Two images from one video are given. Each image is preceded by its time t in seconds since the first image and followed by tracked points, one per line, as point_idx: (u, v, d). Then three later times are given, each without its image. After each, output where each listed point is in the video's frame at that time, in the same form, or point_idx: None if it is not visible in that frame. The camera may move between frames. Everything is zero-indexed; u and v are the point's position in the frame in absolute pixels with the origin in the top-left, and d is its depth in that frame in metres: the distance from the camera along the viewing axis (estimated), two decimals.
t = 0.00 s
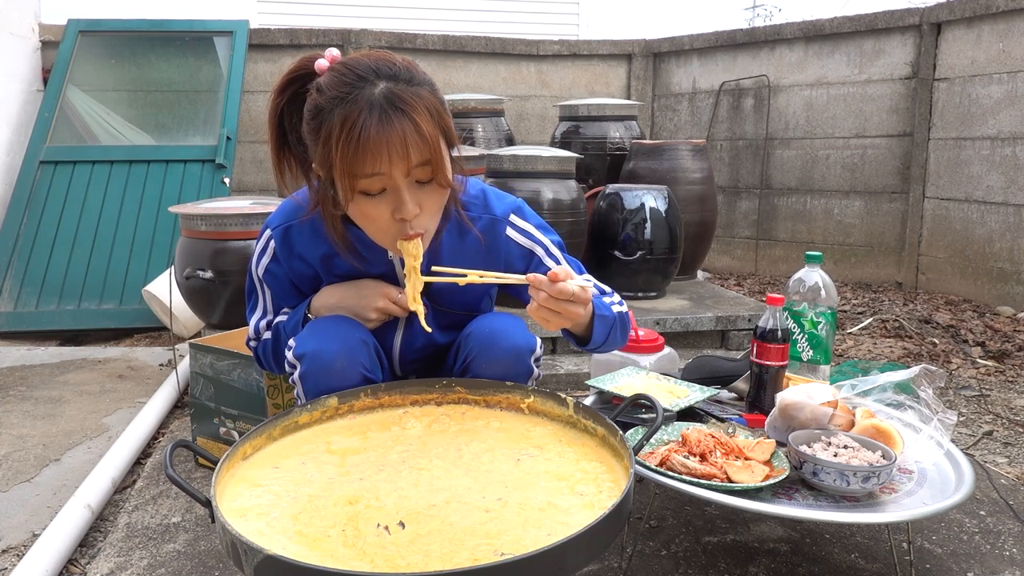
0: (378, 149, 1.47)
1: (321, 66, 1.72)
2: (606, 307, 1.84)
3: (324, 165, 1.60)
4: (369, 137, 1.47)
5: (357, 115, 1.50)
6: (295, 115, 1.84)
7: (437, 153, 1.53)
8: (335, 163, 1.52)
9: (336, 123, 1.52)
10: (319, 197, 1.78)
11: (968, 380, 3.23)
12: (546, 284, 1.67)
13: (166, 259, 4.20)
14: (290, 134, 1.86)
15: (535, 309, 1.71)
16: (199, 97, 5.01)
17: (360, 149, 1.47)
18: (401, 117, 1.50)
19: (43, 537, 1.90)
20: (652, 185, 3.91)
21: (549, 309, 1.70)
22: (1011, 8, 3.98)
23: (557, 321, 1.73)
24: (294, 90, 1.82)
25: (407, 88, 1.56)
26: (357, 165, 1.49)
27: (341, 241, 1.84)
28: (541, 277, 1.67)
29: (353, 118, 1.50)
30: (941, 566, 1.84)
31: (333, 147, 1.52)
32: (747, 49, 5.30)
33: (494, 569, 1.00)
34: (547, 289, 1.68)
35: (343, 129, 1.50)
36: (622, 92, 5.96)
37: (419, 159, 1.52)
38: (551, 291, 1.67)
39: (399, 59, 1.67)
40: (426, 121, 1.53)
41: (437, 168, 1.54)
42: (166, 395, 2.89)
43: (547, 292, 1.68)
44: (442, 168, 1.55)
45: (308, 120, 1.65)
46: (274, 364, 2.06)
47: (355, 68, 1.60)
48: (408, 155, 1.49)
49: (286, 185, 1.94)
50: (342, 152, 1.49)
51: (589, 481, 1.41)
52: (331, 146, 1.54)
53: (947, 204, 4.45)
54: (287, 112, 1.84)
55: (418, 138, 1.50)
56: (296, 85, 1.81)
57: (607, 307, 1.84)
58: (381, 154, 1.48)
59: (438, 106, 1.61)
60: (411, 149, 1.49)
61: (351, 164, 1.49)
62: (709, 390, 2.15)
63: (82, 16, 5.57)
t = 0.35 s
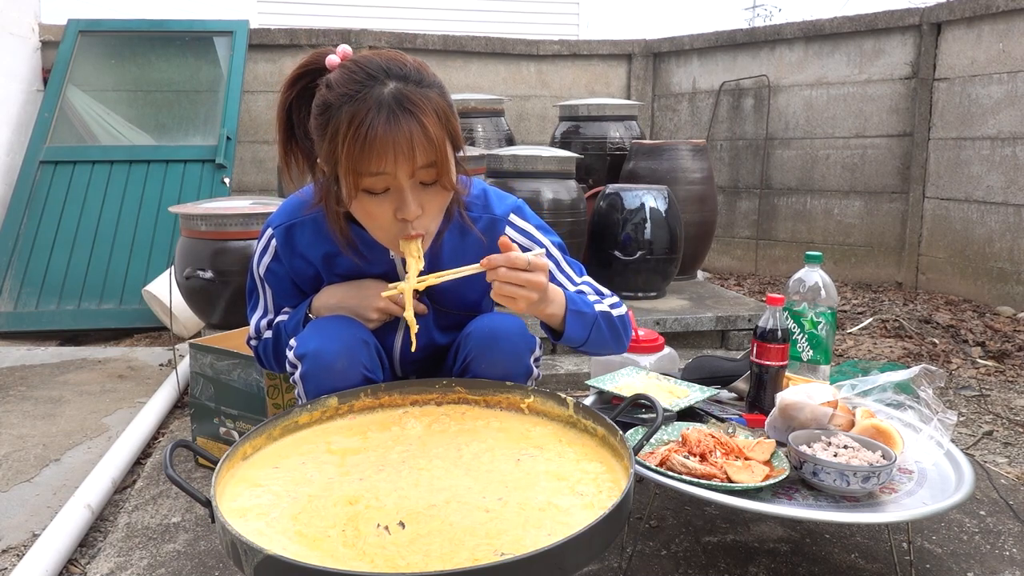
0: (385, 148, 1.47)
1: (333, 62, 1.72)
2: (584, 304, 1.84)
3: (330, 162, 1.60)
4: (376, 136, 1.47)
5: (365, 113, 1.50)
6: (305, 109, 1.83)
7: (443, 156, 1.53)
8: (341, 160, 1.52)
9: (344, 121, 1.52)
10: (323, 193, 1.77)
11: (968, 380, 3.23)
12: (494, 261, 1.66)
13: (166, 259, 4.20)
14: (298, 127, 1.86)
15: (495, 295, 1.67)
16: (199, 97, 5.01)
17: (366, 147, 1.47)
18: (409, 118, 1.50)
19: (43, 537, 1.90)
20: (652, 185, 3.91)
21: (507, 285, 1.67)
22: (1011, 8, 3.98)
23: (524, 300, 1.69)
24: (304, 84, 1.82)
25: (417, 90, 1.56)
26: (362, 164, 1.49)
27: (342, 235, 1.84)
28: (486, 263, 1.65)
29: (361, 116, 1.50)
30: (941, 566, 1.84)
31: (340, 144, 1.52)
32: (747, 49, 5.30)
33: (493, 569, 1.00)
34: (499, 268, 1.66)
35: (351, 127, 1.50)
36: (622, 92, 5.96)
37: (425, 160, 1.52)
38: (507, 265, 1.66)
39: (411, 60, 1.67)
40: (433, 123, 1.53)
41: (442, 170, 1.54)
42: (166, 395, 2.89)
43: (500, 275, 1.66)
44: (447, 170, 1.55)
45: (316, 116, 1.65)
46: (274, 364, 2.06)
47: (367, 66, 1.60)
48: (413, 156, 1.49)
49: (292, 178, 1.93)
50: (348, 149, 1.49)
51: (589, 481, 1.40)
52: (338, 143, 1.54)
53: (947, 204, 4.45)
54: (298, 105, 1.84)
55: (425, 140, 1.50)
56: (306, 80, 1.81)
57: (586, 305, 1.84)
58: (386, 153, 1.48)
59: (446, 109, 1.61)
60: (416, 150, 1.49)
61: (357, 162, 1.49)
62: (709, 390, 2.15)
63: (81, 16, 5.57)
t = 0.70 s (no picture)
0: (383, 150, 1.47)
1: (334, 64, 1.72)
2: (585, 292, 1.85)
3: (330, 164, 1.60)
4: (375, 138, 1.47)
5: (364, 115, 1.50)
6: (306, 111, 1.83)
7: (442, 158, 1.53)
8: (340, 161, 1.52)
9: (344, 122, 1.52)
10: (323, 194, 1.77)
11: (968, 380, 3.22)
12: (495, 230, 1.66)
13: (166, 259, 4.20)
14: (300, 128, 1.86)
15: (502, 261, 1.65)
16: (199, 97, 5.01)
17: (365, 149, 1.47)
18: (408, 119, 1.50)
19: (43, 537, 1.90)
20: (652, 185, 3.91)
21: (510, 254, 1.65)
22: (1011, 8, 3.98)
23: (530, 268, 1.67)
24: (305, 86, 1.82)
25: (417, 92, 1.56)
26: (361, 166, 1.49)
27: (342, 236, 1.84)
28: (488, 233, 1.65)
29: (361, 117, 1.50)
30: (941, 566, 1.84)
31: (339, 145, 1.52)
32: (747, 49, 5.30)
33: (493, 570, 1.00)
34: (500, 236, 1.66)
35: (350, 128, 1.50)
36: (622, 92, 5.96)
37: (424, 162, 1.52)
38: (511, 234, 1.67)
39: (412, 62, 1.67)
40: (432, 126, 1.52)
41: (441, 173, 1.54)
42: (166, 395, 2.89)
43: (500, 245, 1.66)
44: (446, 173, 1.55)
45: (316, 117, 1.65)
46: (275, 364, 2.06)
47: (367, 67, 1.60)
48: (412, 158, 1.49)
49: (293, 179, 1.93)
50: (347, 151, 1.49)
51: (589, 482, 1.40)
52: (337, 145, 1.54)
53: (947, 204, 4.45)
54: (300, 107, 1.84)
55: (424, 143, 1.50)
56: (307, 81, 1.81)
57: (587, 294, 1.85)
58: (386, 155, 1.48)
59: (446, 111, 1.61)
60: (415, 152, 1.49)
61: (356, 164, 1.49)
62: (709, 390, 2.15)
63: (81, 16, 5.57)
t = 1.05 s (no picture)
0: (382, 136, 1.48)
1: (337, 54, 1.72)
2: (591, 301, 1.84)
3: (328, 150, 1.60)
4: (375, 123, 1.48)
5: (364, 101, 1.51)
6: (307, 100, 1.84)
7: (440, 145, 1.53)
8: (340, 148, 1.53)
9: (343, 109, 1.53)
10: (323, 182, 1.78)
11: (968, 380, 3.23)
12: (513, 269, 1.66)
13: (166, 259, 4.20)
14: (301, 117, 1.86)
15: (531, 298, 1.69)
16: (199, 97, 5.02)
17: (364, 134, 1.48)
18: (408, 106, 1.50)
19: (43, 537, 1.90)
20: (652, 185, 3.91)
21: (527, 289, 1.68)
22: (1011, 8, 3.98)
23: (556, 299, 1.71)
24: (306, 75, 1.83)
25: (417, 79, 1.57)
26: (360, 151, 1.49)
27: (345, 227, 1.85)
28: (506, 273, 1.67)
29: (361, 104, 1.50)
30: (941, 566, 1.84)
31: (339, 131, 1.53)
32: (747, 49, 5.30)
33: (493, 570, 1.00)
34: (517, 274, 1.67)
35: (350, 114, 1.51)
36: (622, 92, 5.96)
37: (423, 149, 1.52)
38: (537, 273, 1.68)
39: (413, 52, 1.67)
40: (432, 113, 1.53)
41: (439, 160, 1.55)
42: (166, 396, 2.89)
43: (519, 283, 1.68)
44: (445, 160, 1.56)
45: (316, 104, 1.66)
46: (276, 362, 2.06)
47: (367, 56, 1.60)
48: (411, 145, 1.50)
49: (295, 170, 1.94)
50: (346, 136, 1.49)
51: (589, 482, 1.41)
52: (337, 131, 1.54)
53: (947, 204, 4.45)
54: (302, 96, 1.84)
55: (423, 129, 1.51)
56: (309, 70, 1.82)
57: (595, 302, 1.85)
58: (384, 141, 1.48)
59: (446, 100, 1.62)
60: (414, 139, 1.50)
61: (355, 149, 1.49)
62: (709, 390, 2.15)
63: (81, 16, 5.57)
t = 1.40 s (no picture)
0: (385, 93, 1.55)
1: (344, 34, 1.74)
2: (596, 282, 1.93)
3: (332, 115, 1.67)
4: (378, 82, 1.55)
5: (368, 63, 1.58)
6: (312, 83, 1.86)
7: (441, 107, 1.60)
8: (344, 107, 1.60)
9: (348, 71, 1.60)
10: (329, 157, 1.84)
11: (968, 380, 3.22)
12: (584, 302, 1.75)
13: (166, 259, 4.20)
14: (305, 99, 1.90)
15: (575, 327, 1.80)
16: (199, 96, 5.02)
17: (368, 92, 1.55)
18: (411, 67, 1.58)
19: (43, 537, 1.90)
20: (652, 185, 3.91)
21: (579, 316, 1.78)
22: (1011, 8, 3.98)
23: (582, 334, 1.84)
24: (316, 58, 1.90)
25: (420, 46, 1.65)
26: (364, 108, 1.56)
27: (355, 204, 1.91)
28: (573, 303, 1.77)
29: (365, 65, 1.58)
30: (941, 566, 1.84)
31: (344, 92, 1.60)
32: (747, 49, 5.30)
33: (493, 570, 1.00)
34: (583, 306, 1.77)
35: (354, 74, 1.58)
36: (622, 92, 5.96)
37: (424, 110, 1.59)
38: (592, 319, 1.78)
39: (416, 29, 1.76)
40: (433, 76, 1.61)
41: (440, 121, 1.62)
42: (166, 396, 2.89)
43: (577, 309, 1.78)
44: (445, 122, 1.63)
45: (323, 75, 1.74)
46: (283, 355, 2.06)
47: (371, 27, 1.68)
48: (413, 103, 1.57)
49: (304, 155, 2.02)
50: (351, 95, 1.56)
51: (588, 481, 1.41)
52: (341, 93, 1.61)
53: (947, 204, 4.45)
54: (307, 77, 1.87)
55: (425, 90, 1.58)
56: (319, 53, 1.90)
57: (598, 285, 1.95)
58: (387, 99, 1.56)
59: (447, 70, 1.70)
60: (416, 98, 1.57)
61: (359, 106, 1.56)
62: (709, 390, 2.15)
63: (81, 16, 5.57)
